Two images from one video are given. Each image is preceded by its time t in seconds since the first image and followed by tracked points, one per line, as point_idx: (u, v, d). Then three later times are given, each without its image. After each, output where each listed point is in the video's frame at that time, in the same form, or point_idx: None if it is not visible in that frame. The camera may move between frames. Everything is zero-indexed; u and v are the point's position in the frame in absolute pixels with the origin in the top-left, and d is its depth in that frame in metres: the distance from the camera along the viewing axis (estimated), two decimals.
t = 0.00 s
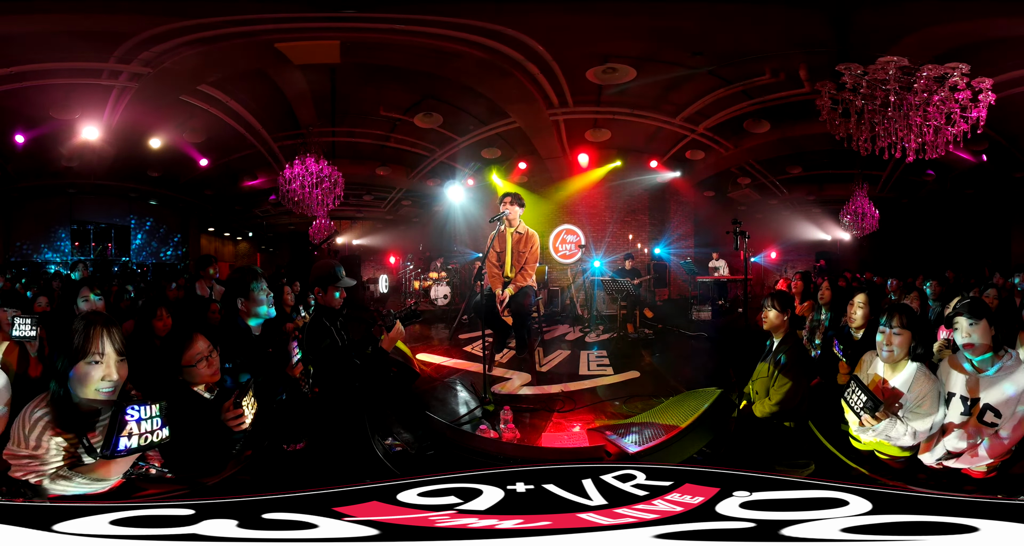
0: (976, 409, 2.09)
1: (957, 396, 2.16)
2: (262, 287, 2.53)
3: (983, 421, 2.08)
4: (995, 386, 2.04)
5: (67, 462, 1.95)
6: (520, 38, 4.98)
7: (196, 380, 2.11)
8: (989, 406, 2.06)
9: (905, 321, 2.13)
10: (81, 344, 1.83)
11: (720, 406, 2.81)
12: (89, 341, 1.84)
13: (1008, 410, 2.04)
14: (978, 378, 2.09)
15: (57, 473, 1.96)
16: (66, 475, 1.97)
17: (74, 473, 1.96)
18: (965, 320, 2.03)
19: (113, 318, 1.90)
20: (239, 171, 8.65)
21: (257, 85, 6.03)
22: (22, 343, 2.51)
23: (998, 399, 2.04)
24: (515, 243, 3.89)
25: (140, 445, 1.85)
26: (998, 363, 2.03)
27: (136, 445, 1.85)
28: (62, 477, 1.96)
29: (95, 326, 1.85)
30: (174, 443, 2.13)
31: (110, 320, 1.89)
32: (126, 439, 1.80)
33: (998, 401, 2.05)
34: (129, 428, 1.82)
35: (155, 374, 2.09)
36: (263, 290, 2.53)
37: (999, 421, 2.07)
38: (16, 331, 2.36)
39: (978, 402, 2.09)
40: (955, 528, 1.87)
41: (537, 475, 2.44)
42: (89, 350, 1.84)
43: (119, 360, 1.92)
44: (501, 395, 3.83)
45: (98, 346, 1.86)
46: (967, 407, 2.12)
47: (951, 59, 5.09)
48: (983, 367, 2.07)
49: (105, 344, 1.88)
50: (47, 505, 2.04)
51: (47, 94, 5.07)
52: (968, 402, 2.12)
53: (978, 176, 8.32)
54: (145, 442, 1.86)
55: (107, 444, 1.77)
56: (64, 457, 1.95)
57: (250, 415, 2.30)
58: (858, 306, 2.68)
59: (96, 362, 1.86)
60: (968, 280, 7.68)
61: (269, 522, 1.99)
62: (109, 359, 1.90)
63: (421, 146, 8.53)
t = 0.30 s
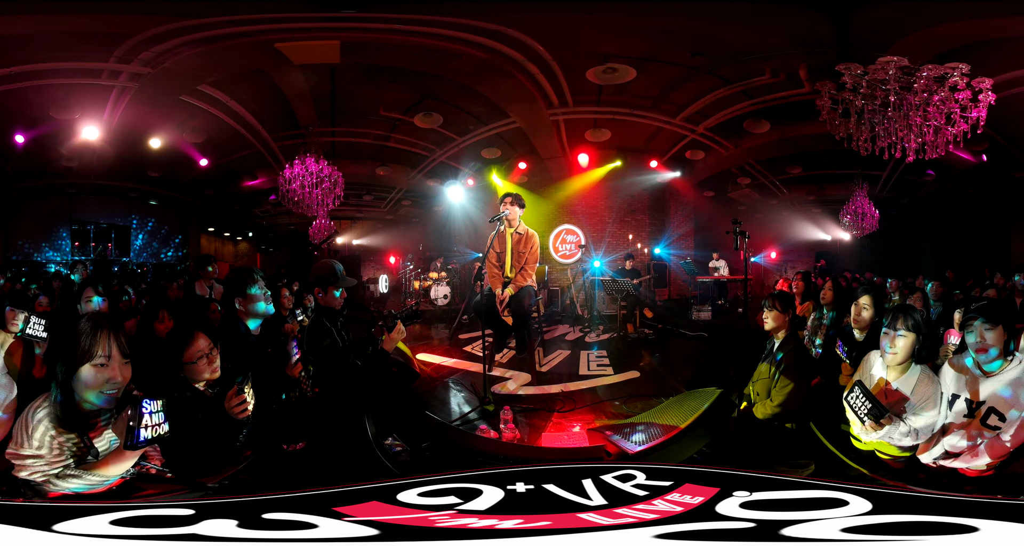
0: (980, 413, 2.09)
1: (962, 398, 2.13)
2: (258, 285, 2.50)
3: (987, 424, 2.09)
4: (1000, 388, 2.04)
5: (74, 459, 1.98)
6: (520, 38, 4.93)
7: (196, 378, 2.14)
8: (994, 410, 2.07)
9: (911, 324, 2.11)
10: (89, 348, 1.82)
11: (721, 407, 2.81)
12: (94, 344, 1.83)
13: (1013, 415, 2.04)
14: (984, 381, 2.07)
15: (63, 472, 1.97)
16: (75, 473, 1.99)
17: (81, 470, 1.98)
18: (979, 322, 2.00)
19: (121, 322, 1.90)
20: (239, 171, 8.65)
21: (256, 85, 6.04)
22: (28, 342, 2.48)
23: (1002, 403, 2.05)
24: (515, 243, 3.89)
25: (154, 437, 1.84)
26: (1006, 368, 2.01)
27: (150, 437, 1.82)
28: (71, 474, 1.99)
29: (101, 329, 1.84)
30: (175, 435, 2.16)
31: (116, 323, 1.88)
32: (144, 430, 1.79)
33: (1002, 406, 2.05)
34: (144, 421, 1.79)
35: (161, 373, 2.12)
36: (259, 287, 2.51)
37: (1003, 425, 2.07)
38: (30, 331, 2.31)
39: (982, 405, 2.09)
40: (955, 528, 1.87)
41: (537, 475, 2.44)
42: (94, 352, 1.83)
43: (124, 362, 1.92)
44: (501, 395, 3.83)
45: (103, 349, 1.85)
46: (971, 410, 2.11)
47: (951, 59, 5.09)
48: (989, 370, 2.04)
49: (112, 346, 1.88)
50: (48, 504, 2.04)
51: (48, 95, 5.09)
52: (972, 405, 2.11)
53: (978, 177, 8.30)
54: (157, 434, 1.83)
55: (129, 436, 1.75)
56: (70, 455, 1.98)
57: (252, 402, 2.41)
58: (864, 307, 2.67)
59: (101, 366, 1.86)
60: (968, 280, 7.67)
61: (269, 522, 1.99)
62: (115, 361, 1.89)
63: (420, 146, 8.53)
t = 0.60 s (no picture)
0: (980, 414, 2.10)
1: (961, 399, 2.16)
2: (258, 286, 2.48)
3: (988, 425, 2.08)
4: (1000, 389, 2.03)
5: (74, 458, 1.99)
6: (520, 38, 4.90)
7: (194, 379, 2.14)
8: (994, 411, 2.06)
9: (907, 322, 2.15)
10: (75, 346, 1.83)
11: (720, 407, 2.82)
12: (80, 343, 1.84)
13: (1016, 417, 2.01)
14: (983, 382, 2.08)
15: (65, 472, 2.00)
16: (76, 472, 2.01)
17: (82, 470, 2.00)
18: (984, 326, 1.99)
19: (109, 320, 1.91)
20: (239, 172, 8.65)
21: (256, 85, 6.04)
22: (27, 342, 2.56)
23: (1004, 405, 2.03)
24: (514, 243, 3.89)
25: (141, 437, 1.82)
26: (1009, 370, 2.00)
27: (137, 438, 1.82)
28: (73, 473, 2.01)
29: (87, 329, 1.85)
30: (167, 434, 2.16)
31: (103, 323, 1.89)
32: (126, 433, 1.77)
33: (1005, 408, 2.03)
34: (125, 424, 1.76)
35: (158, 369, 2.13)
36: (257, 289, 2.48)
37: (1004, 427, 2.05)
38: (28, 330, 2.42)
39: (983, 407, 2.08)
40: (955, 528, 1.87)
41: (537, 475, 2.44)
42: (82, 354, 1.84)
43: (114, 360, 1.93)
44: (500, 395, 3.83)
45: (88, 348, 1.86)
46: (971, 411, 2.13)
47: (951, 59, 5.09)
48: (991, 371, 2.04)
49: (99, 347, 1.88)
50: (48, 504, 2.03)
51: (47, 95, 5.09)
52: (972, 407, 2.12)
53: (978, 177, 8.29)
54: (142, 434, 1.83)
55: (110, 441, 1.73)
56: (70, 455, 1.99)
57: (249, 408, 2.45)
58: (858, 307, 2.67)
59: (88, 366, 1.86)
60: (968, 280, 7.67)
61: (269, 522, 1.99)
62: (106, 359, 1.91)
63: (420, 146, 8.53)
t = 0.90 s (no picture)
0: (976, 413, 2.08)
1: (957, 398, 2.14)
2: (258, 287, 2.48)
3: (983, 424, 2.08)
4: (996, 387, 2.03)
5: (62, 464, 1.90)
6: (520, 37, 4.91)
7: (190, 382, 2.14)
8: (990, 409, 2.06)
9: (898, 319, 2.12)
10: (53, 352, 1.79)
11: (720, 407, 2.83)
12: (57, 354, 1.79)
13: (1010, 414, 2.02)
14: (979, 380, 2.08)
15: (52, 473, 1.90)
16: (62, 475, 1.91)
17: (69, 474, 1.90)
18: (973, 322, 1.99)
19: (82, 327, 1.82)
20: (239, 172, 8.64)
21: (256, 85, 6.03)
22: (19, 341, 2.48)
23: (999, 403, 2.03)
24: (514, 243, 3.89)
25: (109, 460, 1.95)
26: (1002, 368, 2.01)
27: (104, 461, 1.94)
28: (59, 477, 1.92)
29: (68, 334, 1.79)
30: (174, 438, 2.16)
31: (78, 328, 1.81)
32: (85, 460, 1.89)
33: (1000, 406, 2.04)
34: (85, 451, 1.88)
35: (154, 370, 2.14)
36: (258, 290, 2.48)
37: (1000, 425, 2.05)
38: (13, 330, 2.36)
39: (979, 405, 2.08)
40: (955, 528, 1.87)
41: (537, 475, 2.43)
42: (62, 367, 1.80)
43: (99, 367, 1.88)
44: (501, 395, 3.83)
45: (69, 357, 1.81)
46: (966, 409, 2.11)
47: (951, 59, 5.09)
48: (986, 369, 2.04)
49: (79, 356, 1.83)
50: (47, 505, 2.01)
51: (47, 95, 5.09)
52: (967, 404, 2.11)
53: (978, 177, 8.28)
54: (108, 458, 1.93)
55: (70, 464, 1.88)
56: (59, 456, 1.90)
57: (243, 421, 2.32)
58: (852, 307, 2.70)
59: (72, 375, 1.83)
60: (968, 280, 7.67)
61: (269, 522, 1.99)
62: (88, 367, 1.85)
63: (420, 146, 8.53)
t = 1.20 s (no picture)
0: (973, 409, 2.15)
1: (953, 396, 2.17)
2: (260, 288, 2.50)
3: (979, 421, 2.14)
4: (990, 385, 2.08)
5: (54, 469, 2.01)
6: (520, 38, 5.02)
7: (185, 386, 2.10)
8: (983, 405, 2.14)
9: (888, 318, 2.11)
10: (54, 356, 1.85)
11: (720, 407, 2.81)
12: (58, 358, 1.86)
13: (1002, 410, 2.10)
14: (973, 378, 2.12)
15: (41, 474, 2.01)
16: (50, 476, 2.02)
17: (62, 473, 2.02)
18: (959, 319, 2.07)
19: (83, 333, 1.90)
20: (239, 171, 8.63)
21: (256, 85, 6.03)
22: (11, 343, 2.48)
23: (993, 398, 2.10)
24: (514, 243, 3.89)
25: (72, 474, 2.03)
26: (994, 364, 2.06)
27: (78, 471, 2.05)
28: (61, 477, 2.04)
29: (72, 338, 1.88)
30: (163, 438, 2.14)
31: (81, 333, 1.89)
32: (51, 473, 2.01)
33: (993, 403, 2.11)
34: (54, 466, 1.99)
35: (150, 374, 2.06)
36: (261, 291, 2.51)
37: (996, 422, 2.12)
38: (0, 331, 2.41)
39: (974, 402, 2.15)
40: (955, 528, 1.87)
41: (537, 475, 2.43)
42: (64, 373, 1.87)
43: (99, 373, 1.94)
44: (501, 395, 3.83)
45: (69, 363, 1.87)
46: (962, 407, 2.16)
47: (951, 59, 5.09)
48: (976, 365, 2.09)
49: (82, 360, 1.89)
50: (48, 504, 2.07)
51: (48, 94, 5.09)
52: (963, 402, 2.15)
53: (978, 177, 8.27)
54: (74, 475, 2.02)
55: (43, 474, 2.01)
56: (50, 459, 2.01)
57: (234, 435, 2.28)
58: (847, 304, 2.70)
59: (71, 381, 1.89)
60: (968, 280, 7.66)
61: (269, 522, 1.99)
62: (89, 372, 1.92)
63: (420, 146, 8.53)
